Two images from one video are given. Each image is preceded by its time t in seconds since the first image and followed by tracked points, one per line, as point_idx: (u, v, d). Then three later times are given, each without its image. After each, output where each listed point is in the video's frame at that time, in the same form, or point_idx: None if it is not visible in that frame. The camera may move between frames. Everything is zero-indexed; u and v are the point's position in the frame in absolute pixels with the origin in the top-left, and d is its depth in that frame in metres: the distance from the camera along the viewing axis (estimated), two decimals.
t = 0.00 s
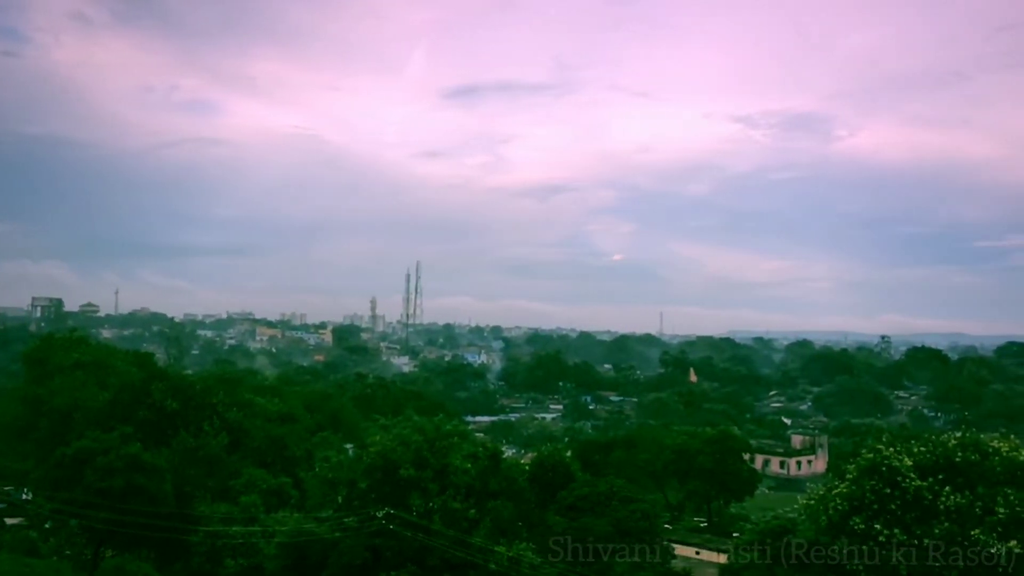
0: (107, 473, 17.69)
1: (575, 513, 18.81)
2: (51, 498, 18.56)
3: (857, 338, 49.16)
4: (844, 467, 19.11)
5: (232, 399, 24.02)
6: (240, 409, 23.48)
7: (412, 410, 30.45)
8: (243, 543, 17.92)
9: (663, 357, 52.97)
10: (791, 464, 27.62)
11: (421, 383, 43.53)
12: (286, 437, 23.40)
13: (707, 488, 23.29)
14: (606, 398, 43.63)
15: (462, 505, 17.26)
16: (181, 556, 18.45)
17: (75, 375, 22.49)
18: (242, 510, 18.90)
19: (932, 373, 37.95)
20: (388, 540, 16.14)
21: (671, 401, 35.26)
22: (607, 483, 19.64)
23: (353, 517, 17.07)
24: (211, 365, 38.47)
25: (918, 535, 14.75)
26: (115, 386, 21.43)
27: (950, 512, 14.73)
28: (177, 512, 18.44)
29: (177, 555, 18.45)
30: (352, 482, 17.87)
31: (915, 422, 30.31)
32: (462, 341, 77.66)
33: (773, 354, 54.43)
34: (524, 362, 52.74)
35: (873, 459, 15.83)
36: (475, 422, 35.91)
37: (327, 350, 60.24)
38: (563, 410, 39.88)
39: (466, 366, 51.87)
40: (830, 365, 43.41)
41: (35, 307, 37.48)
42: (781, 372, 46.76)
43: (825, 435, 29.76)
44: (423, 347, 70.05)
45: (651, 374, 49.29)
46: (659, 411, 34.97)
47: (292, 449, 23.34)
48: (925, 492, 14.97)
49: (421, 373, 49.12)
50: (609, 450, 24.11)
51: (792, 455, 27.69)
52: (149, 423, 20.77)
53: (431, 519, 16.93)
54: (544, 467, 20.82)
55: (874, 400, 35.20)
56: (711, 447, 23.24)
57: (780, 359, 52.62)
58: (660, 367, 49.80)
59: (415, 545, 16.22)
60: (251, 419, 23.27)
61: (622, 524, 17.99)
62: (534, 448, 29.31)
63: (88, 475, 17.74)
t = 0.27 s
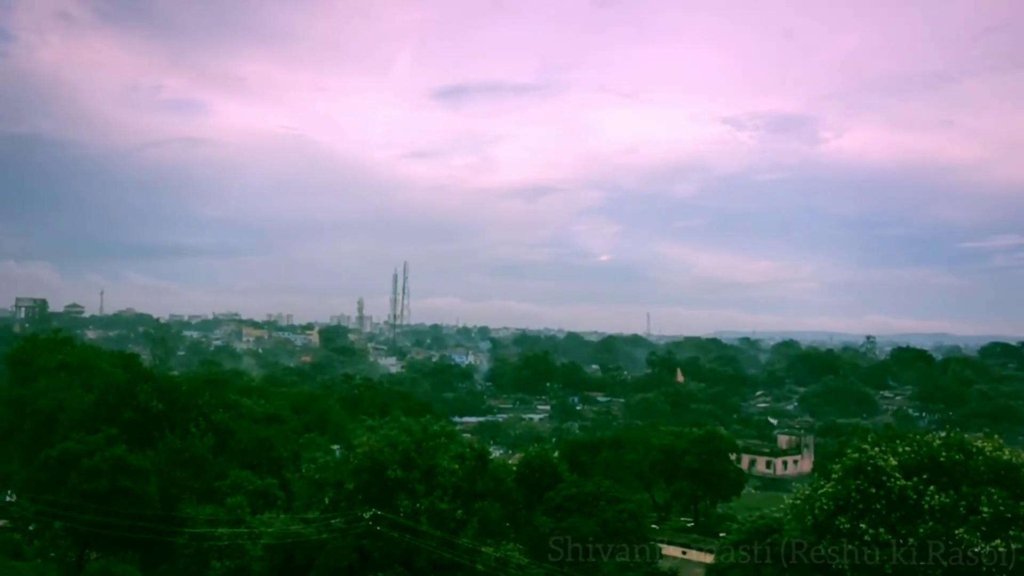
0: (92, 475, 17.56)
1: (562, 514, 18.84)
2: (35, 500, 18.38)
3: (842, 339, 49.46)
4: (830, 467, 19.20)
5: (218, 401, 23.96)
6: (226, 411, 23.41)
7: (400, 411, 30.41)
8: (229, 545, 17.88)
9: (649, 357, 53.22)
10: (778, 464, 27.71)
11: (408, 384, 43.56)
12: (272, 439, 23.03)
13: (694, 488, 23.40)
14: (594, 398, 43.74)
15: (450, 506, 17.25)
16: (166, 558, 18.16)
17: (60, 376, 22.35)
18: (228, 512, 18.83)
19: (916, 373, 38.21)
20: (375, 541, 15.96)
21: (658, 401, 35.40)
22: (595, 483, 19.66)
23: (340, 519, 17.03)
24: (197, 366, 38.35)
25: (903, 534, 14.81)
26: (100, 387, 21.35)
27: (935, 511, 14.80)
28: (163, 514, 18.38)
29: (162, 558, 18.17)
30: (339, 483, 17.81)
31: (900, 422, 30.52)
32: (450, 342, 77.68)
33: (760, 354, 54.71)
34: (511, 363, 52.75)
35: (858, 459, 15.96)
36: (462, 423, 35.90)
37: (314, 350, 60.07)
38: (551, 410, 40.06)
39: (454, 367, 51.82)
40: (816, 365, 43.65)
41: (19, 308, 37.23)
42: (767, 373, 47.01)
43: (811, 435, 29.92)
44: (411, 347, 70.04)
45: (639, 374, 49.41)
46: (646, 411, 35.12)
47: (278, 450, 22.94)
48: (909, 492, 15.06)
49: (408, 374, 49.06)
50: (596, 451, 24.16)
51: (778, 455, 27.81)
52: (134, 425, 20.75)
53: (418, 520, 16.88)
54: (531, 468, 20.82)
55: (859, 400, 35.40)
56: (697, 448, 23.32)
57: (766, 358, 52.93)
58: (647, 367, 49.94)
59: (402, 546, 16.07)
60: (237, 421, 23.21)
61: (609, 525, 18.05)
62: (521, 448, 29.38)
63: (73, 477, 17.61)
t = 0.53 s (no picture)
0: (76, 476, 17.40)
1: (550, 514, 18.85)
2: (19, 502, 18.20)
3: (828, 339, 49.77)
4: (816, 467, 19.30)
5: (204, 402, 23.84)
6: (212, 412, 23.30)
7: (387, 412, 30.33)
8: (215, 547, 17.60)
9: (637, 357, 53.44)
10: (764, 464, 27.81)
11: (396, 384, 43.47)
12: (259, 440, 23.04)
13: (681, 488, 23.46)
14: (581, 399, 43.81)
15: (437, 507, 17.23)
16: (152, 560, 18.19)
17: (43, 377, 22.17)
18: (214, 513, 18.69)
19: (901, 373, 38.45)
20: (362, 542, 15.93)
21: (645, 401, 35.51)
22: (583, 483, 19.67)
23: (327, 521, 16.89)
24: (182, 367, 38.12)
25: (888, 533, 14.86)
26: (85, 388, 21.21)
27: (920, 511, 14.87)
28: (148, 516, 18.35)
29: (147, 560, 18.21)
30: (325, 484, 17.69)
31: (885, 422, 30.69)
32: (438, 342, 77.60)
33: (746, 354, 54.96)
34: (499, 364, 52.73)
35: (844, 459, 16.08)
36: (450, 424, 35.86)
37: (301, 351, 59.86)
38: (539, 410, 40.18)
39: (441, 368, 51.72)
40: (802, 364, 43.86)
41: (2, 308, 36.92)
42: (754, 373, 47.23)
43: (797, 434, 30.06)
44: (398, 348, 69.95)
45: (626, 374, 49.47)
46: (633, 411, 35.21)
47: (265, 452, 22.92)
48: (895, 491, 15.12)
49: (395, 374, 48.97)
50: (583, 451, 24.18)
51: (765, 455, 27.90)
52: (119, 426, 20.59)
53: (405, 522, 16.81)
54: (519, 468, 20.82)
55: (845, 400, 35.58)
56: (685, 448, 23.37)
57: (753, 358, 53.21)
58: (634, 368, 50.03)
59: (390, 547, 16.01)
60: (223, 422, 23.10)
61: (596, 525, 18.07)
62: (509, 449, 29.38)
63: (57, 478, 17.43)
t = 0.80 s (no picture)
0: (58, 478, 17.29)
1: (535, 514, 18.84)
2: None
3: (812, 339, 50.08)
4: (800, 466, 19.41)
5: (188, 403, 23.74)
6: (196, 413, 23.20)
7: (372, 413, 30.27)
8: (198, 549, 17.52)
9: (622, 357, 53.69)
10: (749, 464, 27.94)
11: (381, 385, 43.45)
12: (243, 441, 22.91)
13: (666, 488, 23.52)
14: (567, 399, 43.92)
15: (422, 508, 17.24)
16: (136, 563, 17.88)
17: (25, 378, 22.02)
18: (198, 515, 18.56)
19: (884, 372, 38.73)
20: (347, 544, 15.90)
21: (630, 401, 35.63)
22: (567, 484, 19.71)
23: (311, 522, 16.88)
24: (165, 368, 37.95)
25: (871, 532, 14.96)
26: (66, 390, 21.11)
27: (902, 510, 14.97)
28: (131, 517, 18.30)
29: (131, 563, 17.88)
30: (310, 485, 17.67)
31: (868, 421, 30.91)
32: (424, 343, 77.55)
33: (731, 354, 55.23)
34: (484, 364, 52.74)
35: (827, 458, 16.14)
36: (435, 424, 35.84)
37: (286, 352, 59.68)
38: (525, 410, 40.30)
39: (427, 368, 51.67)
40: (786, 364, 44.11)
41: None
42: (738, 373, 47.47)
43: (781, 434, 30.22)
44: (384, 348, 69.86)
45: (612, 374, 49.58)
46: (619, 411, 35.33)
47: (249, 453, 22.78)
48: (877, 490, 15.21)
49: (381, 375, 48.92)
50: (568, 451, 24.25)
51: (750, 455, 28.03)
52: (101, 428, 20.51)
53: (390, 523, 16.76)
54: (504, 469, 20.83)
55: (828, 399, 35.80)
56: (669, 448, 23.45)
57: (737, 358, 53.50)
58: (619, 368, 50.16)
59: (375, 548, 15.93)
60: (207, 423, 23.00)
61: (581, 526, 18.06)
62: (494, 449, 29.41)
63: (39, 480, 17.31)
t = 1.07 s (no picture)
0: (39, 480, 17.12)
1: (519, 514, 18.84)
2: None
3: (795, 339, 50.37)
4: (783, 464, 19.54)
5: (170, 404, 23.60)
6: (178, 414, 23.06)
7: (355, 412, 30.18)
8: (180, 550, 17.35)
9: (606, 357, 53.76)
10: (732, 463, 28.08)
11: (364, 384, 43.31)
12: (225, 441, 22.71)
13: (650, 487, 23.56)
14: (551, 399, 43.95)
15: (406, 508, 17.24)
16: (117, 564, 17.89)
17: (5, 378, 21.82)
18: (180, 516, 18.41)
19: (865, 372, 39.01)
20: (330, 544, 15.86)
21: (614, 400, 35.69)
22: (552, 483, 19.73)
23: (295, 522, 16.84)
24: (146, 369, 37.65)
25: (852, 530, 15.07)
26: (47, 390, 20.95)
27: (883, 508, 15.10)
28: (112, 519, 18.21)
29: (112, 563, 17.89)
30: (294, 486, 17.62)
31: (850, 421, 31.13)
32: (408, 343, 77.37)
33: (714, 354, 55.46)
34: (468, 364, 52.68)
35: (809, 457, 16.23)
36: (419, 424, 35.77)
37: (269, 352, 59.37)
38: (509, 410, 40.22)
39: (411, 368, 51.53)
40: (769, 364, 44.34)
41: None
42: (722, 372, 47.68)
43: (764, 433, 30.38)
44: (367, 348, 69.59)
45: (596, 374, 49.63)
46: (602, 411, 35.38)
47: (232, 453, 22.57)
48: (858, 488, 15.32)
49: (364, 375, 48.77)
50: (553, 451, 24.30)
51: (733, 454, 28.17)
52: (82, 429, 20.37)
53: (374, 523, 16.73)
54: (488, 469, 20.83)
55: (810, 398, 36.02)
56: (653, 447, 23.53)
57: (721, 358, 53.73)
58: (604, 368, 50.23)
59: (358, 548, 15.88)
60: (190, 424, 22.85)
61: (565, 525, 18.07)
62: (479, 449, 29.41)
63: (19, 482, 17.13)
